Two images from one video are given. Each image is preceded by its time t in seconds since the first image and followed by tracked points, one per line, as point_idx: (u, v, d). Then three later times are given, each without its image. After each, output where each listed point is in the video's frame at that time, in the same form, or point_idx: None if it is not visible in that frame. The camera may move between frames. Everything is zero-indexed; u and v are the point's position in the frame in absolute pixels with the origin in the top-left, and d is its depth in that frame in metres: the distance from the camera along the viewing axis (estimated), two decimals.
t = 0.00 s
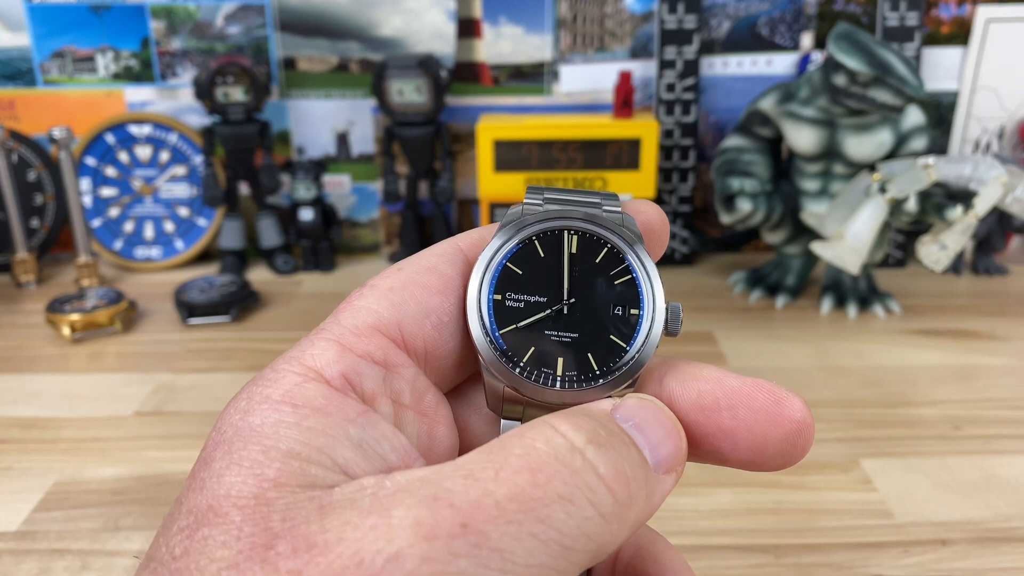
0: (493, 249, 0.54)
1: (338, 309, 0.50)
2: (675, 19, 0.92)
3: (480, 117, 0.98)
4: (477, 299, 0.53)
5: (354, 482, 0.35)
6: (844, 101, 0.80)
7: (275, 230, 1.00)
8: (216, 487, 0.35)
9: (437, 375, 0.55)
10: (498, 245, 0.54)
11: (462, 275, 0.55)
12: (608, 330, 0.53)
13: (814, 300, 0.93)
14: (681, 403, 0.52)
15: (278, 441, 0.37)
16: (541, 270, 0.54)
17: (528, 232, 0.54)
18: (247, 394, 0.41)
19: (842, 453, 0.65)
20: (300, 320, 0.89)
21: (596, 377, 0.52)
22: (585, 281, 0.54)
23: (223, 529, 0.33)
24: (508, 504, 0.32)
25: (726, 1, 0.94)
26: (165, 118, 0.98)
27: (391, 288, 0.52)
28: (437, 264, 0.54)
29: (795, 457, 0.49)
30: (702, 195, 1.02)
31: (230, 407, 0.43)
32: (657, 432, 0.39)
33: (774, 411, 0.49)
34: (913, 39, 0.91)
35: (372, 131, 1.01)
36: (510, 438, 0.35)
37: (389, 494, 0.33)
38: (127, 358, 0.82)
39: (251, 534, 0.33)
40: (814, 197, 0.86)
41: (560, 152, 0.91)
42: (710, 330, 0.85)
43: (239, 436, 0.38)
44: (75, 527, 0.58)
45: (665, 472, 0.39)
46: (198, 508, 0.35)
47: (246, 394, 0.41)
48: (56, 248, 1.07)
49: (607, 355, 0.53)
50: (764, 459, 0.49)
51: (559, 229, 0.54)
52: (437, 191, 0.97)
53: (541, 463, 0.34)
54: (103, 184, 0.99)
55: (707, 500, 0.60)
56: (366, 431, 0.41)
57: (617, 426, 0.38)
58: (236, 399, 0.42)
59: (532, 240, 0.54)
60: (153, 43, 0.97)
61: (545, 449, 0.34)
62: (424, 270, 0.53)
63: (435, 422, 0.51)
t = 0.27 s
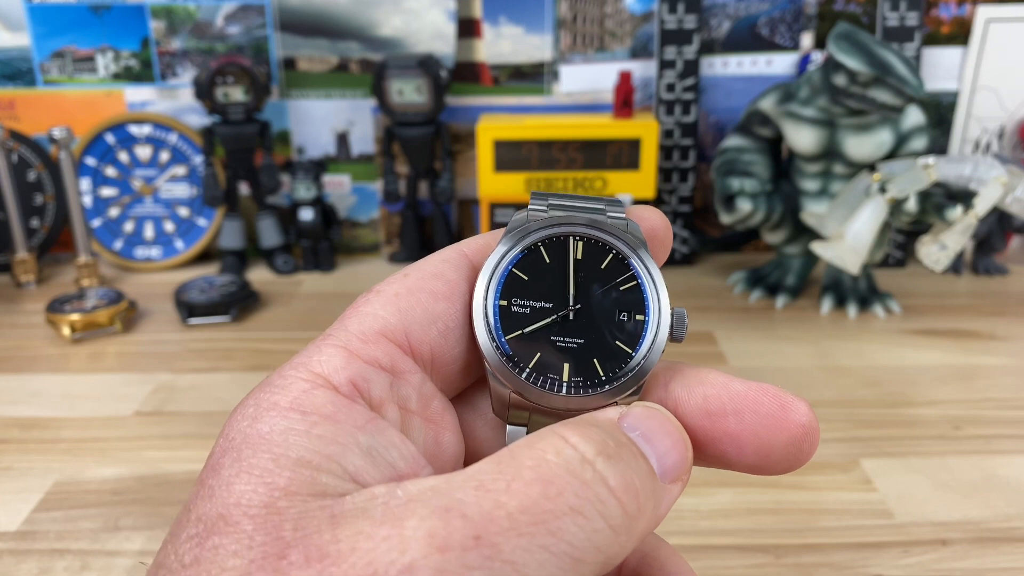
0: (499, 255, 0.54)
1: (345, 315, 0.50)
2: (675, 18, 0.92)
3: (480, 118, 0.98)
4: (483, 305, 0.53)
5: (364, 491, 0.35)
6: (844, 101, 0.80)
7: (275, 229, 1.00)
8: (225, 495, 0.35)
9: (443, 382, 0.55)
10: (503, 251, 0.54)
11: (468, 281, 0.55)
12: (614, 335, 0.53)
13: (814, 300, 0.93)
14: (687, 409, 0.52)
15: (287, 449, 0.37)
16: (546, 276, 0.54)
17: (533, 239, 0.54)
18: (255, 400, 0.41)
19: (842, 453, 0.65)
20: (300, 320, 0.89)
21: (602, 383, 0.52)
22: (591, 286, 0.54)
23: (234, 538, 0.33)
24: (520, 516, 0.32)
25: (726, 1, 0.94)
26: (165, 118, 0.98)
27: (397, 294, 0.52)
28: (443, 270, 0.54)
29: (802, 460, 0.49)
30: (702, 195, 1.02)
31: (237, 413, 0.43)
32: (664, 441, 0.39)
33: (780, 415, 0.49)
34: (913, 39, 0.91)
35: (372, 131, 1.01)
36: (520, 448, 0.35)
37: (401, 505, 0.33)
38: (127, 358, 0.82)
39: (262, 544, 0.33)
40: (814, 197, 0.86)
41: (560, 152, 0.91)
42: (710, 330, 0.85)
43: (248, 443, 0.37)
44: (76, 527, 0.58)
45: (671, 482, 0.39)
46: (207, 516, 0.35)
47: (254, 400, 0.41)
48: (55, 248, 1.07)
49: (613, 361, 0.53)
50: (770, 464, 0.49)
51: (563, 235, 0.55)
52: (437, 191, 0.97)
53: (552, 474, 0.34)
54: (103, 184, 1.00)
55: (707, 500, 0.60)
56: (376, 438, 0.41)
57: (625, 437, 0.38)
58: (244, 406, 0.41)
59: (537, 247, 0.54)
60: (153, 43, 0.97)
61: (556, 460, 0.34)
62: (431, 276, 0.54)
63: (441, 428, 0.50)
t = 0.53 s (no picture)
0: (490, 257, 0.54)
1: (339, 319, 0.50)
2: (675, 18, 0.92)
3: (480, 118, 0.98)
4: (475, 306, 0.53)
5: (364, 498, 0.35)
6: (844, 101, 0.80)
7: (275, 229, 1.00)
8: (225, 506, 0.35)
9: (439, 383, 0.55)
10: (495, 252, 0.54)
11: (461, 282, 0.56)
12: (606, 335, 0.53)
13: (814, 300, 0.93)
14: (680, 407, 0.52)
15: (285, 456, 0.37)
16: (538, 277, 0.54)
17: (525, 239, 0.54)
18: (252, 407, 0.41)
19: (841, 453, 0.65)
20: (300, 320, 0.89)
21: (596, 383, 0.53)
22: (582, 286, 0.54)
23: (235, 549, 0.33)
24: (523, 514, 0.32)
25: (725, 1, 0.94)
26: (165, 118, 0.98)
27: (391, 296, 0.52)
28: (436, 271, 0.54)
29: (794, 462, 0.49)
30: (702, 195, 1.02)
31: (233, 419, 0.43)
32: (661, 437, 0.39)
33: (773, 416, 0.49)
34: (913, 39, 0.91)
35: (372, 131, 1.01)
36: (518, 446, 0.35)
37: (401, 509, 0.33)
38: (127, 358, 0.82)
39: (263, 554, 0.33)
40: (814, 197, 0.86)
41: (560, 152, 0.91)
42: (710, 330, 0.85)
43: (246, 451, 0.38)
44: (76, 527, 0.58)
45: (670, 475, 0.39)
46: (207, 527, 0.35)
47: (250, 407, 0.41)
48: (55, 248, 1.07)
49: (606, 361, 0.53)
50: (763, 464, 0.49)
51: (555, 236, 0.55)
52: (437, 190, 0.97)
53: (553, 470, 0.34)
54: (103, 184, 1.00)
55: (707, 500, 0.60)
56: (375, 442, 0.41)
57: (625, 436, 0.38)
58: (240, 413, 0.41)
59: (529, 248, 0.54)
60: (153, 43, 0.97)
61: (555, 456, 0.34)
62: (425, 277, 0.54)
63: (439, 429, 0.50)
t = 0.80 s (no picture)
0: (469, 245, 0.54)
1: (318, 305, 0.50)
2: (675, 18, 0.92)
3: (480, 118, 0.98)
4: (454, 293, 0.53)
5: (342, 483, 0.35)
6: (844, 101, 0.80)
7: (275, 230, 1.00)
8: (202, 495, 0.35)
9: (421, 369, 0.55)
10: (473, 240, 0.54)
11: (440, 269, 0.55)
12: (586, 321, 0.54)
13: (814, 300, 0.93)
14: (660, 394, 0.51)
15: (261, 442, 0.37)
16: (517, 263, 0.54)
17: (503, 226, 0.54)
18: (229, 394, 0.40)
19: (841, 453, 0.65)
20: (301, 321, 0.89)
21: (575, 367, 0.53)
22: (562, 272, 0.54)
23: (212, 539, 0.33)
24: (504, 493, 0.32)
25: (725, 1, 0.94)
26: (165, 118, 0.98)
27: (370, 282, 0.51)
28: (415, 258, 0.54)
29: (775, 454, 0.49)
30: (702, 195, 1.02)
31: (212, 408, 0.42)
32: (643, 417, 0.39)
33: (753, 407, 0.48)
34: (913, 39, 0.91)
35: (372, 131, 1.01)
36: (500, 424, 0.35)
37: (380, 494, 0.33)
38: (127, 359, 0.82)
39: (241, 545, 0.32)
40: (814, 197, 0.86)
41: (560, 152, 0.91)
42: (710, 330, 0.85)
43: (223, 439, 0.37)
44: (76, 528, 0.58)
45: (654, 455, 0.39)
46: (185, 517, 0.35)
47: (228, 394, 0.41)
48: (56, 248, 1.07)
49: (586, 346, 0.53)
50: (743, 454, 0.49)
51: (534, 223, 0.55)
52: (437, 191, 0.97)
53: (534, 447, 0.34)
54: (103, 184, 1.00)
55: (707, 501, 0.60)
56: (353, 425, 0.40)
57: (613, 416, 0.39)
58: (217, 401, 0.41)
59: (508, 235, 0.55)
60: (153, 43, 0.98)
61: (536, 432, 0.34)
62: (404, 263, 0.53)
63: (421, 414, 0.50)
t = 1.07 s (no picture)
0: (461, 249, 0.54)
1: (314, 304, 0.50)
2: (675, 19, 0.92)
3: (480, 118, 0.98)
4: (447, 296, 0.53)
5: (340, 482, 0.35)
6: (844, 101, 0.80)
7: (275, 229, 1.00)
8: (200, 495, 0.35)
9: (417, 369, 0.55)
10: (466, 244, 0.54)
11: (435, 271, 0.56)
12: (578, 323, 0.53)
13: (814, 300, 0.93)
14: (651, 395, 0.51)
15: (257, 441, 0.37)
16: (510, 267, 0.54)
17: (497, 230, 0.55)
18: (225, 392, 0.40)
19: (841, 453, 0.65)
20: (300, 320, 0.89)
21: (567, 369, 0.52)
22: (555, 275, 0.54)
23: (211, 540, 0.33)
24: (503, 492, 0.32)
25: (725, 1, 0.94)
26: (165, 118, 0.98)
27: (366, 282, 0.52)
28: (410, 259, 0.55)
29: (766, 455, 0.49)
30: (702, 195, 1.02)
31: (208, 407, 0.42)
32: (637, 417, 0.39)
33: (744, 410, 0.48)
34: (913, 39, 0.91)
35: (372, 131, 1.01)
36: (499, 423, 0.35)
37: (379, 493, 0.33)
38: (126, 358, 0.82)
39: (240, 545, 0.32)
40: (814, 197, 0.86)
41: (560, 152, 0.91)
42: (710, 330, 0.85)
43: (219, 438, 0.37)
44: (76, 527, 0.58)
45: (648, 455, 0.40)
46: (183, 518, 0.35)
47: (224, 392, 0.41)
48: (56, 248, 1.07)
49: (578, 348, 0.53)
50: (733, 456, 0.49)
51: (527, 227, 0.55)
52: (437, 190, 0.97)
53: (533, 446, 0.34)
54: (103, 184, 1.00)
55: (707, 501, 0.60)
56: (349, 423, 0.40)
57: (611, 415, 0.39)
58: (213, 400, 0.41)
59: (501, 239, 0.55)
60: (153, 43, 0.97)
61: (535, 431, 0.34)
62: (399, 265, 0.54)
63: (418, 411, 0.50)
